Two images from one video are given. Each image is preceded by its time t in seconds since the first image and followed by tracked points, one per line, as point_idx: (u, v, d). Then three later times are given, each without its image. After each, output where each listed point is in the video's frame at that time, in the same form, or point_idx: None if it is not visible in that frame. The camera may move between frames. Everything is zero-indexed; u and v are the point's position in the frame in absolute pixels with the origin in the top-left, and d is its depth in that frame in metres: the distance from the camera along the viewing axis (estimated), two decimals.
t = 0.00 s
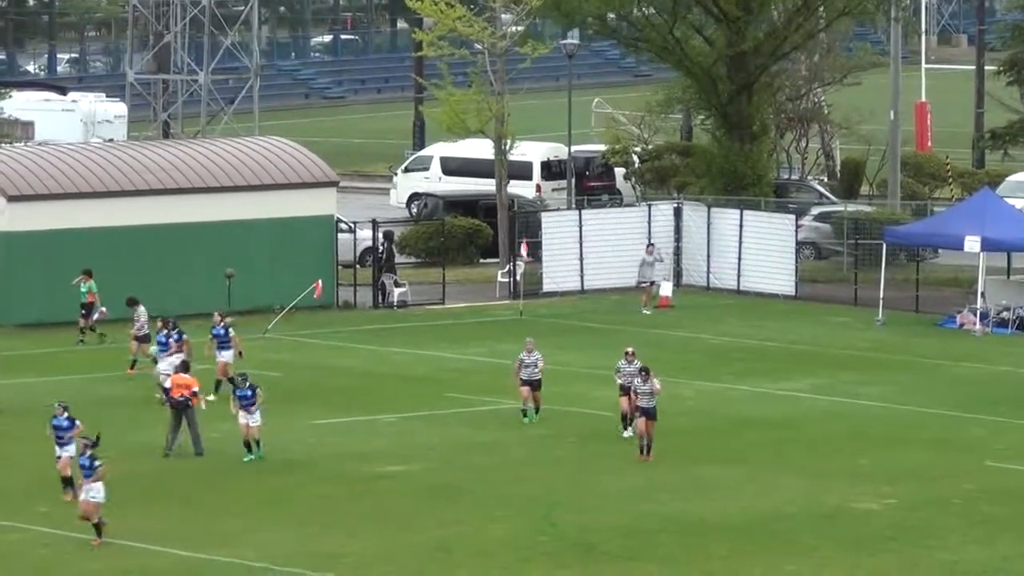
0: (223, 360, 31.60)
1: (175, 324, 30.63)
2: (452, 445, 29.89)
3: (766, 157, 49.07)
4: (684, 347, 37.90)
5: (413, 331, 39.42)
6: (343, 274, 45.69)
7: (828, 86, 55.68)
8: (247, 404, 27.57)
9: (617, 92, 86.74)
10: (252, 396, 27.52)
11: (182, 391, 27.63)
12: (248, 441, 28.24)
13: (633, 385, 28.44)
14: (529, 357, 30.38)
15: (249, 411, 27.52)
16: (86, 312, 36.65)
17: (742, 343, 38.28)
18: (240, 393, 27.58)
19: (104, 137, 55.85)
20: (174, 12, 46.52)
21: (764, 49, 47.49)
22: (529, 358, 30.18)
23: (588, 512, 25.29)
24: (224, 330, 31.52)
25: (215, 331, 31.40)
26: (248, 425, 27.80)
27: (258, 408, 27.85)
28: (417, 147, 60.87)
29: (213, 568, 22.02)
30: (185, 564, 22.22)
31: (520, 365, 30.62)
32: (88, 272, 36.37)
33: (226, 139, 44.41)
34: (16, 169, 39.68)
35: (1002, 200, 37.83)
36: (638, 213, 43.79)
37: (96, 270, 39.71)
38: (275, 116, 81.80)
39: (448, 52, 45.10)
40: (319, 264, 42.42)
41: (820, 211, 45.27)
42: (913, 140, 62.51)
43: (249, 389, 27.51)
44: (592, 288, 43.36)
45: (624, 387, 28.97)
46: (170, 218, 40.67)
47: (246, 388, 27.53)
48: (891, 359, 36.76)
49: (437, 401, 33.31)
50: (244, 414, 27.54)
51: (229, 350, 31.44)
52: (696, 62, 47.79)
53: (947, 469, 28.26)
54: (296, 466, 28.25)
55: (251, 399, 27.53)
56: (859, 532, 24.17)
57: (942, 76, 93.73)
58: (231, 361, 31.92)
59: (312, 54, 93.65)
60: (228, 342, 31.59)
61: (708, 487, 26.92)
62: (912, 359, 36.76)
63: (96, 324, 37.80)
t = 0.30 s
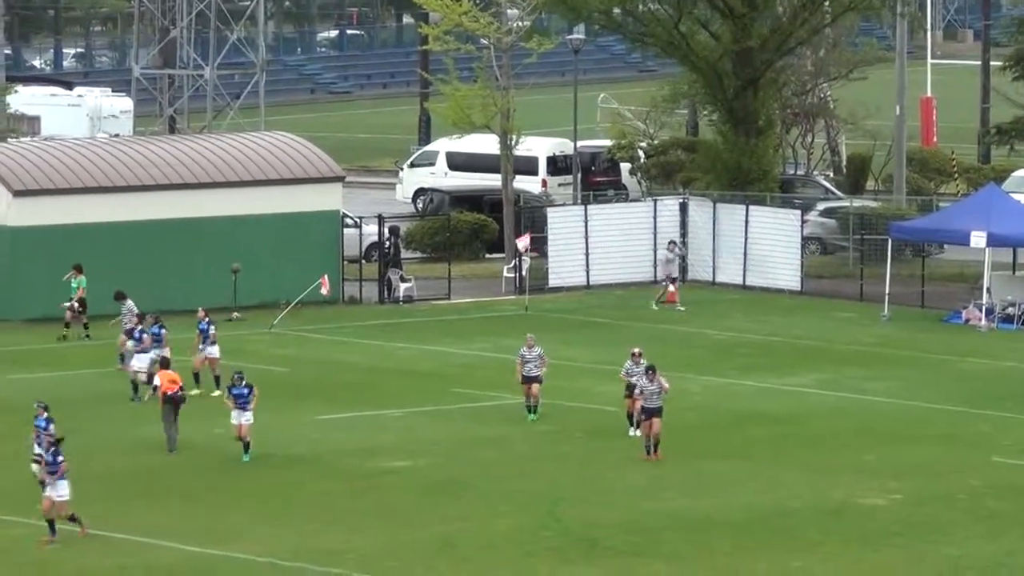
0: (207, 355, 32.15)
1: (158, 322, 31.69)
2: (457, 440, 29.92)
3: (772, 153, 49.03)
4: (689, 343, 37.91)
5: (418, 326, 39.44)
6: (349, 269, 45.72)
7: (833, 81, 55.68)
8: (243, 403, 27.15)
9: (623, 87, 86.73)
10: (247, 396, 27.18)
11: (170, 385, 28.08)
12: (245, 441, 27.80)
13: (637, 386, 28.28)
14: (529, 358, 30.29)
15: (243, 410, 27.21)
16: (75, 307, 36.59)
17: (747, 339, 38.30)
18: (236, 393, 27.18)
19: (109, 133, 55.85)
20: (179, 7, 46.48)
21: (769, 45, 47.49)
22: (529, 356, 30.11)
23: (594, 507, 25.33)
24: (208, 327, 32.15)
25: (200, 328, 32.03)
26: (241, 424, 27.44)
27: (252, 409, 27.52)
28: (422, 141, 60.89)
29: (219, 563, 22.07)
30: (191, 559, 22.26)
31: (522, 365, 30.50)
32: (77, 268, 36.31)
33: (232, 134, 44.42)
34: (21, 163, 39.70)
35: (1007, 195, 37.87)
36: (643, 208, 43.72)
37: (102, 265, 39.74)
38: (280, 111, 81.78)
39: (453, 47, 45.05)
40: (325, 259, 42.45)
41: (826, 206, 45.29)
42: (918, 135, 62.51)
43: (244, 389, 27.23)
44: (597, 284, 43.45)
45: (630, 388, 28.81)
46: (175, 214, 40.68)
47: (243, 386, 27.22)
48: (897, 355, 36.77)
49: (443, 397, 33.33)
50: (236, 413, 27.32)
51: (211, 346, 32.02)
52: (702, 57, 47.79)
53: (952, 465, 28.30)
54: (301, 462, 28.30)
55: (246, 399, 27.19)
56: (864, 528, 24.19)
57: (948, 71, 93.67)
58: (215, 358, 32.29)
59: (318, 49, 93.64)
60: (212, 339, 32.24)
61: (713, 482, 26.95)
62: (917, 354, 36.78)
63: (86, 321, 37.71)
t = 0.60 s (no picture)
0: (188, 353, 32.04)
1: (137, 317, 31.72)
2: (462, 435, 29.95)
3: (776, 148, 49.01)
4: (693, 338, 37.94)
5: (422, 321, 39.44)
6: (353, 264, 45.75)
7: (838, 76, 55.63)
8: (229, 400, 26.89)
9: (627, 82, 86.70)
10: (234, 392, 26.88)
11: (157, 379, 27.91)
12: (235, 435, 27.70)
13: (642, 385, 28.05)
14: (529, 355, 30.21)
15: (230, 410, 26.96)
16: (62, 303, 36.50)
17: (751, 334, 38.31)
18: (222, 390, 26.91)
19: (114, 128, 55.87)
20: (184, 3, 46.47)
21: (774, 41, 47.45)
22: (529, 354, 30.06)
23: (598, 502, 25.36)
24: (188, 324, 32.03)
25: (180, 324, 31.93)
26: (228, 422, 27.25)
27: (240, 407, 27.29)
28: (427, 136, 60.90)
29: (222, 558, 22.10)
30: (195, 554, 22.31)
31: (523, 361, 30.42)
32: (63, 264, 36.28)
33: (236, 129, 44.42)
34: (26, 158, 39.75)
35: (1010, 191, 37.84)
36: (647, 204, 43.73)
37: (105, 260, 39.77)
38: (284, 107, 81.84)
39: (458, 43, 45.01)
40: (330, 254, 42.47)
41: (830, 201, 45.38)
42: (923, 130, 62.45)
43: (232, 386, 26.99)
44: (601, 279, 43.45)
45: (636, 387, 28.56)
46: (180, 209, 40.72)
47: (228, 383, 26.82)
48: (901, 350, 36.78)
49: (448, 391, 33.36)
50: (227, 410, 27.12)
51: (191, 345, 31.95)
52: (707, 53, 47.78)
53: (956, 460, 28.32)
54: (306, 456, 28.33)
55: (233, 395, 26.92)
56: (869, 523, 24.21)
57: (953, 66, 93.65)
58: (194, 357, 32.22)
59: (323, 45, 93.70)
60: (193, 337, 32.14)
61: (717, 477, 26.97)
62: (921, 350, 36.78)
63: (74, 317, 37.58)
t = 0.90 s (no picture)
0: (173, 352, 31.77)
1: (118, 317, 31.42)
2: (468, 432, 29.98)
3: (782, 145, 49.02)
4: (698, 334, 37.95)
5: (428, 319, 39.43)
6: (358, 261, 45.77)
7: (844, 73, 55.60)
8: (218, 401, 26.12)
9: (632, 79, 86.68)
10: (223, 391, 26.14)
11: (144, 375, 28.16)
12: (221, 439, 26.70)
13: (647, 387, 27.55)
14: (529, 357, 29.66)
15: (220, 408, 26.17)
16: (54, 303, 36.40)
17: (756, 331, 38.31)
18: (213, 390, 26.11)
19: (119, 125, 55.85)
20: None
21: (779, 38, 47.43)
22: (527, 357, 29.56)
23: (603, 499, 25.36)
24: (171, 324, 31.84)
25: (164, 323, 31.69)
26: (217, 424, 26.35)
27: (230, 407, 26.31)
28: (432, 133, 60.92)
29: (228, 555, 22.11)
30: (201, 551, 22.32)
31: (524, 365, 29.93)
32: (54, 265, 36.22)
33: (242, 126, 44.41)
34: (31, 155, 39.73)
35: (1016, 186, 37.85)
36: (653, 200, 43.72)
37: (111, 257, 39.78)
38: (290, 103, 81.85)
39: (464, 39, 44.96)
40: (335, 251, 42.50)
41: (836, 198, 45.46)
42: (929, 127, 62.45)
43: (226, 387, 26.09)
44: (607, 275, 43.45)
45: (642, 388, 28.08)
46: (185, 206, 40.71)
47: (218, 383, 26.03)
48: (906, 346, 36.79)
49: (453, 388, 33.38)
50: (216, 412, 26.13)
51: (178, 344, 31.37)
52: (712, 50, 47.76)
53: (962, 456, 28.32)
54: (312, 453, 28.34)
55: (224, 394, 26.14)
56: (874, 520, 24.22)
57: (958, 62, 93.63)
58: (180, 356, 31.97)
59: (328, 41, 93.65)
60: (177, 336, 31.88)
61: (723, 474, 26.97)
62: (926, 346, 36.79)
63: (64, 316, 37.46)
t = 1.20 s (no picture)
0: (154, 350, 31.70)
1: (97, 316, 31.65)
2: (473, 429, 29.98)
3: (786, 142, 49.04)
4: (702, 331, 37.95)
5: (432, 315, 39.43)
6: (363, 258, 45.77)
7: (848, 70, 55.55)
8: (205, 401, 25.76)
9: (636, 76, 86.67)
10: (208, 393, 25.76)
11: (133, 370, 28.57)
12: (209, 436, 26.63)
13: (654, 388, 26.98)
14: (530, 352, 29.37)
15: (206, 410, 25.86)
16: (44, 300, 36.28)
17: (761, 328, 38.32)
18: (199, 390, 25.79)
19: (123, 122, 55.85)
20: None
21: (783, 35, 47.39)
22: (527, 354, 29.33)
23: (608, 495, 25.36)
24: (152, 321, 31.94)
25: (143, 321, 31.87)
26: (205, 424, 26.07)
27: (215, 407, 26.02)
28: (436, 131, 60.93)
29: (231, 552, 22.11)
30: (204, 548, 22.32)
31: (518, 360, 29.65)
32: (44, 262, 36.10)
33: (245, 122, 44.39)
34: (35, 152, 39.74)
35: (1020, 184, 37.79)
36: (657, 197, 43.74)
37: (114, 253, 39.78)
38: (294, 101, 81.89)
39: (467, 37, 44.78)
40: (339, 248, 42.48)
41: (840, 195, 45.36)
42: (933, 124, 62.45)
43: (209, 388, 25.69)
44: (611, 272, 43.43)
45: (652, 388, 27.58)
46: (190, 203, 40.71)
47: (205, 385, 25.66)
48: (910, 344, 36.79)
49: (458, 385, 33.40)
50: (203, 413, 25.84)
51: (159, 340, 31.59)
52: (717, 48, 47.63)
53: (966, 454, 28.32)
54: (317, 449, 28.37)
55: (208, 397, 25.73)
56: (878, 517, 24.22)
57: (962, 60, 93.61)
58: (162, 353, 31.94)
59: (332, 38, 93.41)
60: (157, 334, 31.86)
61: (727, 471, 26.98)
62: (930, 343, 36.79)
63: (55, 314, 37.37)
